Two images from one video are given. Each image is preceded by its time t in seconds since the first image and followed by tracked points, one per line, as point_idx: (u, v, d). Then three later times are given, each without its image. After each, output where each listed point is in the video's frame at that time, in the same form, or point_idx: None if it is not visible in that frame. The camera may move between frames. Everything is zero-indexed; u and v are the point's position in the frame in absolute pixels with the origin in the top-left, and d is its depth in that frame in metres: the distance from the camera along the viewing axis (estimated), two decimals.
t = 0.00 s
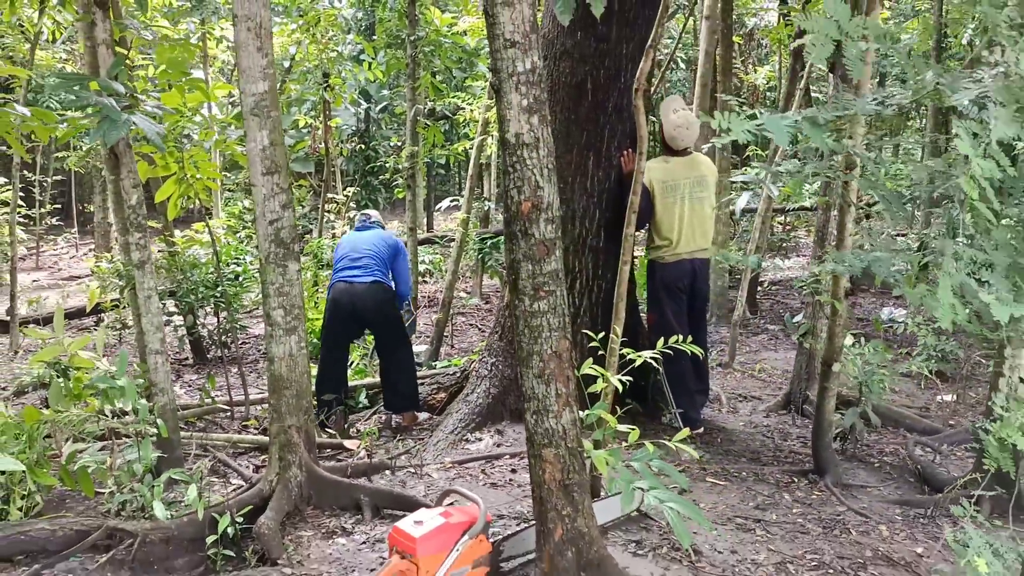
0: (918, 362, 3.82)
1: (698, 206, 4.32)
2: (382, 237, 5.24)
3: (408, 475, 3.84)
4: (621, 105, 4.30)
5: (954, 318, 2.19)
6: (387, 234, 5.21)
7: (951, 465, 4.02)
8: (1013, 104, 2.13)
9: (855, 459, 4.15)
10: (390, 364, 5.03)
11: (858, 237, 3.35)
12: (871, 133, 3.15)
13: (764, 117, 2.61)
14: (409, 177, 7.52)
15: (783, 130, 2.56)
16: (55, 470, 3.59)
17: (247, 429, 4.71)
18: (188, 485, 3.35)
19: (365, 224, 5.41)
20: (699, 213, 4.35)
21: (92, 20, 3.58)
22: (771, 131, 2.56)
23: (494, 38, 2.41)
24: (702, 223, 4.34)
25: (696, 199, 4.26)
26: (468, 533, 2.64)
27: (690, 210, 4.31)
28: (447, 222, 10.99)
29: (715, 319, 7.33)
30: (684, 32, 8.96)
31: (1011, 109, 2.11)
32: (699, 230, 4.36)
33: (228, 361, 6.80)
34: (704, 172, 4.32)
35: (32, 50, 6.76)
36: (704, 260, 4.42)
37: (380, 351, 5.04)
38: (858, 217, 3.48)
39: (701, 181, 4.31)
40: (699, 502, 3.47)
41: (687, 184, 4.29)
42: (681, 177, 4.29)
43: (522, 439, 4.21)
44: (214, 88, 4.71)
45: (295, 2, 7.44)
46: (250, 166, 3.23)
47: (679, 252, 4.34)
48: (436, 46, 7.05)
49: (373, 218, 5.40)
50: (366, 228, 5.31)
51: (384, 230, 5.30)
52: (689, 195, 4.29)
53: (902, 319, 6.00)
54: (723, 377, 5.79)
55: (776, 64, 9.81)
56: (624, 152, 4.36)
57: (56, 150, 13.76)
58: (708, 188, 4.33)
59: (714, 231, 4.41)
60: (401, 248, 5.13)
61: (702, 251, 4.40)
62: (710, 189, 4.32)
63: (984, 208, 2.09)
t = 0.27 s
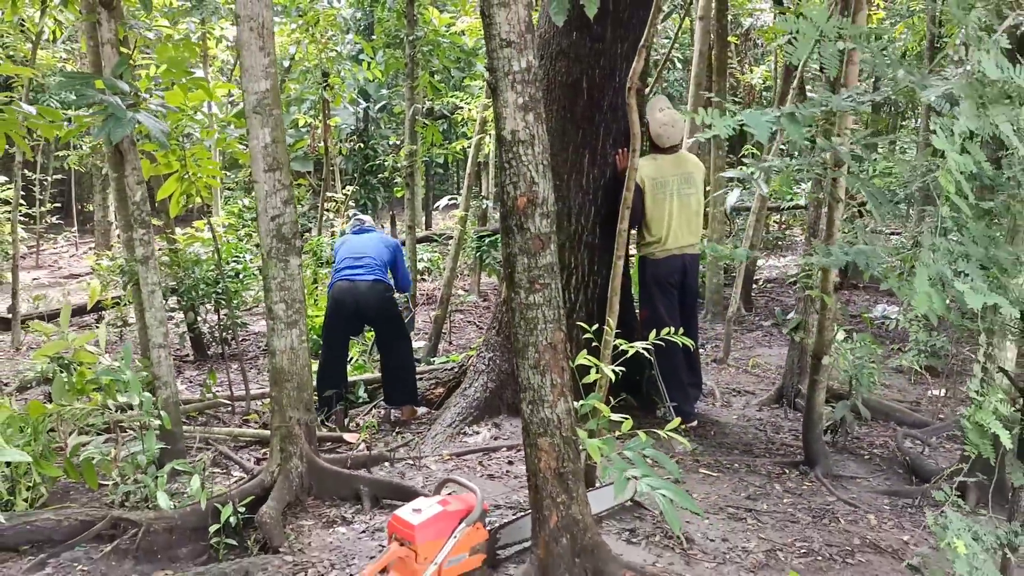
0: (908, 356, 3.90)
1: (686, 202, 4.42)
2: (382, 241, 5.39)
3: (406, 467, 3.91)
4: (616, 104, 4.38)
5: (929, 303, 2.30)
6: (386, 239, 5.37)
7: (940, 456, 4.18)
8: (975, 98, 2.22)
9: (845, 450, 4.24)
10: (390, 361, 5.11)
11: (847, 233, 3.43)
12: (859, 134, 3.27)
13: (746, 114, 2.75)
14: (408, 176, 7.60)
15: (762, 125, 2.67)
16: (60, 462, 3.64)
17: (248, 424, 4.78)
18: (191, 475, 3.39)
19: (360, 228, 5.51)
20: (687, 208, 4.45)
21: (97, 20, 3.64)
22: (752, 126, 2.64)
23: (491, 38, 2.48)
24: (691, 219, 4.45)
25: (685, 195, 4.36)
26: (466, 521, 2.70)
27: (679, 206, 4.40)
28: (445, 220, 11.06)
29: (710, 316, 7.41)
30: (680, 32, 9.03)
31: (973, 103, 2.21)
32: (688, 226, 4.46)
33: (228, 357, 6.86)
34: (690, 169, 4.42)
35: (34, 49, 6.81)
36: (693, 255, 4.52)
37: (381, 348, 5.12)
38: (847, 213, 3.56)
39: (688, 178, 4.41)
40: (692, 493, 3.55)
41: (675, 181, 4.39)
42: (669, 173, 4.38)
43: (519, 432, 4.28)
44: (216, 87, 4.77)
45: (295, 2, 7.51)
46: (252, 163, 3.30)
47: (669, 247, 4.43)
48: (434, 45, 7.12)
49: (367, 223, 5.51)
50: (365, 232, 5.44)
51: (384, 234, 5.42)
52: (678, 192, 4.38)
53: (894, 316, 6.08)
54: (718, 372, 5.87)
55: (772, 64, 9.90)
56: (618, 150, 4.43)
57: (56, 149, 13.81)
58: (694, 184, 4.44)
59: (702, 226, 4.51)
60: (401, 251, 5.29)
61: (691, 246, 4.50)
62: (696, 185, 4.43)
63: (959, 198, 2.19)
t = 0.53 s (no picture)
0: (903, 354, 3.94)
1: (681, 200, 4.46)
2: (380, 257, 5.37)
3: (406, 463, 3.94)
4: (613, 103, 4.41)
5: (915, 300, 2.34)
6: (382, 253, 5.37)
7: (934, 453, 4.24)
8: (958, 100, 2.30)
9: (840, 447, 4.29)
10: (392, 358, 5.13)
11: (841, 231, 3.46)
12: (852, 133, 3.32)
13: (738, 115, 2.80)
14: (407, 174, 7.63)
15: (753, 125, 2.76)
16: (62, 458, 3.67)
17: (249, 421, 4.82)
18: (193, 471, 3.43)
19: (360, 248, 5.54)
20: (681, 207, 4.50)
21: (99, 19, 3.66)
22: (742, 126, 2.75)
23: (488, 39, 2.51)
24: (685, 217, 4.50)
25: (680, 192, 4.40)
26: (465, 516, 2.74)
27: (674, 204, 4.44)
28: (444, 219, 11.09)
29: (708, 314, 7.45)
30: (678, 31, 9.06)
31: (955, 106, 2.29)
32: (682, 224, 4.50)
33: (228, 355, 6.89)
34: (683, 169, 4.49)
35: (33, 48, 6.83)
36: (687, 253, 4.57)
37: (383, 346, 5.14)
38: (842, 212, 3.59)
39: (682, 177, 4.47)
40: (689, 488, 3.60)
41: (671, 178, 4.43)
42: (665, 171, 4.42)
43: (517, 429, 4.32)
44: (216, 86, 4.79)
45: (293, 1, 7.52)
46: (252, 162, 3.32)
47: (664, 245, 4.46)
48: (433, 44, 7.14)
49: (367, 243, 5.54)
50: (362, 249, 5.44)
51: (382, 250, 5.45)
52: (673, 190, 4.43)
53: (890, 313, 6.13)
54: (715, 370, 5.91)
55: (770, 63, 9.94)
56: (616, 149, 4.46)
57: (55, 147, 13.82)
58: (688, 183, 4.50)
59: (695, 224, 4.58)
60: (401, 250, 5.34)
61: (684, 244, 4.55)
62: (690, 185, 4.49)
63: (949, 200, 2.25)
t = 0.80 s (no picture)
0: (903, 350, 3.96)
1: (682, 197, 4.48)
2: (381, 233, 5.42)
3: (407, 459, 3.96)
4: (614, 100, 4.41)
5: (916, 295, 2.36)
6: (383, 232, 5.37)
7: (935, 449, 4.26)
8: (956, 95, 2.32)
9: (841, 443, 4.31)
10: (391, 353, 5.14)
11: (842, 227, 3.47)
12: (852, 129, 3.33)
13: (738, 110, 2.82)
14: (408, 172, 7.64)
15: (751, 120, 2.80)
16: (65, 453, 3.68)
17: (251, 417, 4.84)
18: (195, 466, 3.45)
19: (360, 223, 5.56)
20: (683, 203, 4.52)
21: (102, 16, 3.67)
22: (740, 120, 2.79)
23: (491, 35, 2.52)
24: (686, 213, 4.52)
25: (682, 189, 4.41)
26: (467, 510, 2.76)
27: (675, 200, 4.46)
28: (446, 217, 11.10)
29: (709, 311, 7.46)
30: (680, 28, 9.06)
31: (953, 100, 2.31)
32: (684, 220, 4.52)
33: (230, 352, 6.91)
34: (685, 165, 4.50)
35: (35, 45, 6.83)
36: (688, 249, 4.58)
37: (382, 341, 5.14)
38: (843, 209, 3.60)
39: (684, 174, 4.48)
40: (690, 483, 3.61)
41: (673, 175, 4.44)
42: (667, 167, 4.43)
43: (519, 425, 4.34)
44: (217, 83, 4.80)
45: None
46: (255, 159, 3.34)
47: (666, 242, 4.48)
48: (434, 42, 7.15)
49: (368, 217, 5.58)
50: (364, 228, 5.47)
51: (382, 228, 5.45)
52: (675, 186, 4.44)
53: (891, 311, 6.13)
54: (716, 367, 5.92)
55: (772, 61, 9.94)
56: (617, 146, 4.46)
57: (57, 145, 13.84)
58: (690, 179, 4.51)
59: (696, 221, 4.59)
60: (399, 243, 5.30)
61: (685, 240, 4.57)
62: (691, 181, 4.50)
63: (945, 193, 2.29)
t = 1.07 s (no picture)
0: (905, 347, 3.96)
1: (685, 194, 4.48)
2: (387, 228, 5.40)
3: (410, 455, 3.97)
4: (617, 97, 4.42)
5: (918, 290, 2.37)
6: (390, 227, 5.35)
7: (937, 446, 4.26)
8: (957, 87, 2.32)
9: (843, 439, 4.31)
10: (394, 352, 5.16)
11: (845, 223, 3.48)
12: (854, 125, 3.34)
13: (740, 103, 2.82)
14: (411, 170, 7.65)
15: (753, 112, 2.80)
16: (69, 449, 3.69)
17: (255, 413, 4.85)
18: (199, 462, 3.46)
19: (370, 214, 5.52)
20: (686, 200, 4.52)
21: (106, 13, 3.67)
22: (743, 113, 2.79)
23: (494, 31, 2.53)
24: (690, 210, 4.52)
25: (684, 185, 4.42)
26: (469, 505, 2.76)
27: (678, 197, 4.46)
28: (448, 215, 11.13)
29: (711, 309, 7.46)
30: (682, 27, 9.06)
31: (954, 92, 2.31)
32: (687, 217, 4.52)
33: (233, 349, 6.92)
34: (689, 162, 4.50)
35: (38, 43, 6.85)
36: (692, 246, 4.58)
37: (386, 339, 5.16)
38: (845, 205, 3.60)
39: (687, 171, 4.48)
40: (692, 479, 3.62)
41: (675, 171, 4.44)
42: (670, 164, 4.43)
43: (521, 421, 4.35)
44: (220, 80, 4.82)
45: None
46: (258, 155, 3.35)
47: (669, 238, 4.48)
48: (437, 40, 7.16)
49: (378, 208, 5.53)
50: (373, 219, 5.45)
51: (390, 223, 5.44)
52: (677, 182, 4.45)
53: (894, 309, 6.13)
54: (718, 364, 5.93)
55: (775, 60, 9.94)
56: (620, 143, 4.47)
57: (60, 144, 13.87)
58: (693, 176, 4.51)
59: (700, 218, 4.59)
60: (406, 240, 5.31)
61: (690, 237, 4.56)
62: (695, 179, 4.50)
63: (946, 185, 2.30)
